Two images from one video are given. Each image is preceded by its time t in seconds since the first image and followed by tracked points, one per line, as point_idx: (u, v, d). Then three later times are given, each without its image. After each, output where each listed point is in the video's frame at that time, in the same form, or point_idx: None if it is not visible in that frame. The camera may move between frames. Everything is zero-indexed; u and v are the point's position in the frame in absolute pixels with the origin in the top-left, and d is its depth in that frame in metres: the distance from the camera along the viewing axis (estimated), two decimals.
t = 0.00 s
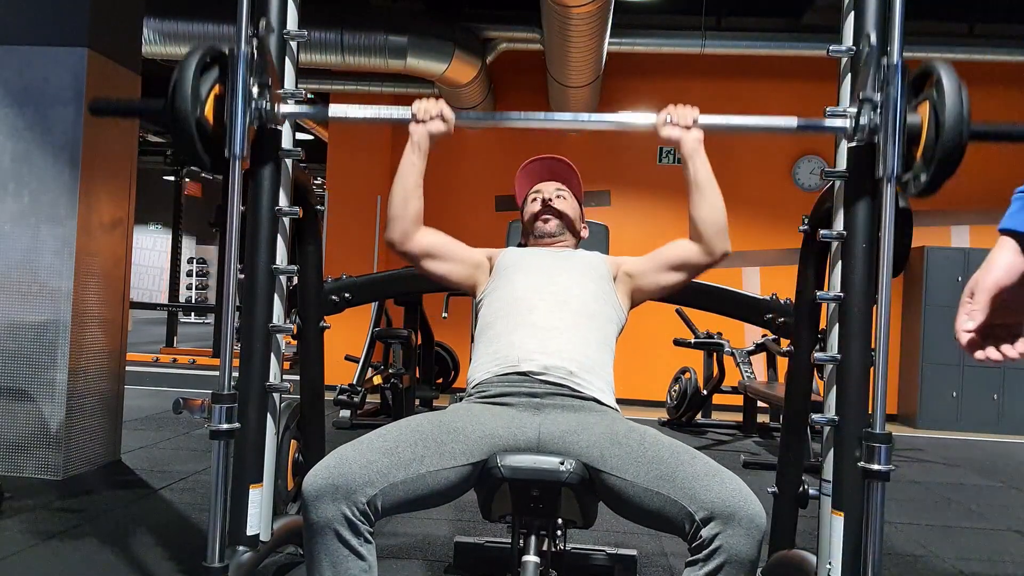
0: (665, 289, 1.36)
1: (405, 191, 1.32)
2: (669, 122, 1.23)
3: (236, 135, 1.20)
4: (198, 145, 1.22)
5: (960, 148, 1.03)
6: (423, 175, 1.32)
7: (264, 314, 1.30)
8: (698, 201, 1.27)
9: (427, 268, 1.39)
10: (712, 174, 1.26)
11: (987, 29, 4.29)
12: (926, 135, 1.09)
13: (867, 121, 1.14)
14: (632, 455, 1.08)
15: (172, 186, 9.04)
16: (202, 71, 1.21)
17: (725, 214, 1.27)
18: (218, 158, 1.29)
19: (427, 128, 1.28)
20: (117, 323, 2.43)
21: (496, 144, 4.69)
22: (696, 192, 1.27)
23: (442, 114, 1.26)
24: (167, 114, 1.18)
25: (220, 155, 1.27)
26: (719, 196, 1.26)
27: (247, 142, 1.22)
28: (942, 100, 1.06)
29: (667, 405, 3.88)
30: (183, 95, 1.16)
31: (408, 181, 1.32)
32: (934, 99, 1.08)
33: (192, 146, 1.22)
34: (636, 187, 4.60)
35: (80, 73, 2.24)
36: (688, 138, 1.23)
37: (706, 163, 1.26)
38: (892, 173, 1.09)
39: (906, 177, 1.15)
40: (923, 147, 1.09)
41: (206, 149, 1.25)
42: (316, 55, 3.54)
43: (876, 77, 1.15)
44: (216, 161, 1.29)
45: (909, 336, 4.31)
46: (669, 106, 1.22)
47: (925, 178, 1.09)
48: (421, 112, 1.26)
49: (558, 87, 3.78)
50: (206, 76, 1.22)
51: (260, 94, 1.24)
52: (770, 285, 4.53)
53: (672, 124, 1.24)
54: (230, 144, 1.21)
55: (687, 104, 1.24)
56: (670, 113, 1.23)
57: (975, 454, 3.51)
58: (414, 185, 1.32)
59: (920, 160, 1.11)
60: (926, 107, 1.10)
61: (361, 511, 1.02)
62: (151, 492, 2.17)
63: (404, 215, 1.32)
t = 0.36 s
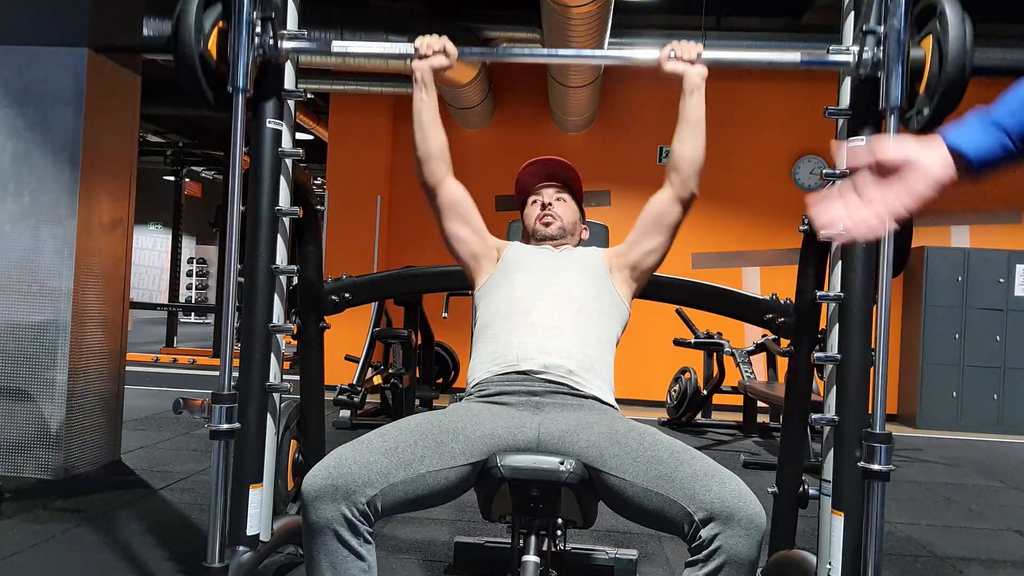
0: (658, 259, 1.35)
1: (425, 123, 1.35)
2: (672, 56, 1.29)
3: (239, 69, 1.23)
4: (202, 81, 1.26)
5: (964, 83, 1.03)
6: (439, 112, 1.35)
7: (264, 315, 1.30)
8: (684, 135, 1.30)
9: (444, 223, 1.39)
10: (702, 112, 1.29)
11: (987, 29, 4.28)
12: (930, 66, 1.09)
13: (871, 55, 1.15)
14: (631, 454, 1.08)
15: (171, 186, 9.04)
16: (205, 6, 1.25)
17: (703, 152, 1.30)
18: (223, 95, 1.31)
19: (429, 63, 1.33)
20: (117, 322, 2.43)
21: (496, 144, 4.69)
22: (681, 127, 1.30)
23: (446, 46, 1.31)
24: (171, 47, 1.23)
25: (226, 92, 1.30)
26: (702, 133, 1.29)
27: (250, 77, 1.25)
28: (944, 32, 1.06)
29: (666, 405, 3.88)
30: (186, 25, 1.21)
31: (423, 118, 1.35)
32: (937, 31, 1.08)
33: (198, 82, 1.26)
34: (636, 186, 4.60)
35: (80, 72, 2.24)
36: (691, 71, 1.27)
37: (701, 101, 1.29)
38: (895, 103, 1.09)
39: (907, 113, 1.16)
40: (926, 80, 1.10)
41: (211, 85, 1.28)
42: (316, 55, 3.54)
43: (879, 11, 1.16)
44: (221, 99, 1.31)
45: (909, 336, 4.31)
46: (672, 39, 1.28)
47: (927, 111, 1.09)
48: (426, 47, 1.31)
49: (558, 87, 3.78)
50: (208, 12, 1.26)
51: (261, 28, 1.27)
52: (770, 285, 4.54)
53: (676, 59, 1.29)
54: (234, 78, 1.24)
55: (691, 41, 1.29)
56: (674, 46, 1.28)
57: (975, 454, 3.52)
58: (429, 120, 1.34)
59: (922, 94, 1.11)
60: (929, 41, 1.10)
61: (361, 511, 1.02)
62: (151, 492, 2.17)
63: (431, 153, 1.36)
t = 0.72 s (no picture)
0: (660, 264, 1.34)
1: (418, 139, 1.36)
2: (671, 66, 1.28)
3: (240, 80, 1.23)
4: (202, 88, 1.26)
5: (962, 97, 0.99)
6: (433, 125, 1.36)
7: (264, 315, 1.30)
8: (686, 147, 1.30)
9: (432, 234, 1.39)
10: (702, 122, 1.29)
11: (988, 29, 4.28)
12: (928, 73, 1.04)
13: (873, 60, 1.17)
14: (630, 454, 1.08)
15: (171, 186, 9.05)
16: (205, 15, 1.25)
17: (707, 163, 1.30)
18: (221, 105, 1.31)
19: (431, 74, 1.33)
20: (117, 322, 2.43)
21: (496, 144, 4.70)
22: (683, 137, 1.30)
23: (444, 53, 1.30)
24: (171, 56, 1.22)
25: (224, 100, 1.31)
26: (704, 143, 1.29)
27: (249, 87, 1.25)
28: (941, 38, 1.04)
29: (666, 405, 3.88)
30: (186, 34, 1.21)
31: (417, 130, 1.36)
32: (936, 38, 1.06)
33: (199, 90, 1.27)
34: (636, 186, 4.60)
35: (80, 72, 2.24)
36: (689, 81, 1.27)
37: (700, 109, 1.29)
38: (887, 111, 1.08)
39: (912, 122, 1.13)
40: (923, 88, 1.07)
41: (211, 95, 1.29)
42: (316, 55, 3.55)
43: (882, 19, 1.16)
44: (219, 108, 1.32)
45: (909, 336, 4.31)
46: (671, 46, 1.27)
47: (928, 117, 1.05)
48: (425, 55, 1.31)
49: (558, 87, 3.78)
50: (207, 21, 1.25)
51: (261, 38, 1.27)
52: (770, 285, 4.53)
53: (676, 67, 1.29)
54: (233, 88, 1.24)
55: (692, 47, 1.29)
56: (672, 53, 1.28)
57: (975, 454, 3.51)
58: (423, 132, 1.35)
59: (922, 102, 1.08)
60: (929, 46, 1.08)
61: (359, 511, 1.02)
62: (151, 492, 2.17)
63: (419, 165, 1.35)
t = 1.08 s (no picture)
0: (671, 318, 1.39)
1: (399, 248, 1.33)
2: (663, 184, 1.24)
3: (235, 199, 1.20)
4: (195, 207, 1.22)
5: (957, 219, 1.02)
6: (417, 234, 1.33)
7: (264, 314, 1.30)
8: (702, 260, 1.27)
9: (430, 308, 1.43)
10: (710, 233, 1.27)
11: (989, 29, 4.27)
12: (924, 201, 1.08)
13: (862, 186, 1.13)
14: (631, 455, 1.08)
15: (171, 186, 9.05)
16: (199, 128, 1.20)
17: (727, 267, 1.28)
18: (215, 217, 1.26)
19: (424, 187, 1.28)
20: (117, 322, 2.43)
21: (496, 145, 4.69)
22: (699, 251, 1.27)
23: (439, 176, 1.26)
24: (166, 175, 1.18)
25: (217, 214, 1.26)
26: (721, 252, 1.27)
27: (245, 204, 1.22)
28: (936, 167, 1.05)
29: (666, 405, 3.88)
30: (180, 159, 1.16)
31: (403, 240, 1.33)
32: (930, 164, 1.07)
33: (188, 208, 1.21)
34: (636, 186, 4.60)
35: (80, 72, 2.24)
36: (685, 202, 1.24)
37: (705, 224, 1.25)
38: (890, 242, 1.06)
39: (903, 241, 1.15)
40: (920, 213, 1.09)
41: (203, 212, 1.25)
42: (316, 55, 3.54)
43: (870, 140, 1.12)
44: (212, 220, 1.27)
45: (909, 337, 4.31)
46: (664, 169, 1.22)
47: (923, 244, 1.08)
48: (420, 173, 1.27)
49: (558, 88, 3.78)
50: (200, 136, 1.20)
51: (257, 152, 1.25)
52: (770, 285, 4.54)
53: (668, 186, 1.24)
54: (229, 206, 1.20)
55: (684, 166, 1.23)
56: (665, 176, 1.23)
57: (975, 454, 3.51)
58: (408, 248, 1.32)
59: (916, 225, 1.10)
60: (923, 172, 1.09)
61: (360, 511, 1.02)
62: (151, 492, 2.17)
63: (399, 276, 1.34)
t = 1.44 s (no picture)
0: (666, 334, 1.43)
1: (401, 285, 1.34)
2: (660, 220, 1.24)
3: (235, 238, 1.20)
4: (193, 244, 1.19)
5: (956, 255, 0.99)
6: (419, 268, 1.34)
7: (264, 313, 1.30)
8: (698, 296, 1.30)
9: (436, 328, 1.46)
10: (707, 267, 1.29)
11: (989, 29, 4.26)
12: (922, 238, 1.06)
13: (863, 221, 1.13)
14: (631, 455, 1.08)
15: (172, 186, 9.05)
16: (197, 167, 1.19)
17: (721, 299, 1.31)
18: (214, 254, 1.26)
19: (422, 225, 1.28)
20: (117, 322, 2.43)
21: (496, 144, 4.69)
22: (695, 286, 1.29)
23: (435, 218, 1.25)
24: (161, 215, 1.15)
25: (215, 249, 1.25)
26: (716, 287, 1.30)
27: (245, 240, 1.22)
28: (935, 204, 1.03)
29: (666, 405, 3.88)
30: (178, 196, 1.13)
31: (405, 275, 1.34)
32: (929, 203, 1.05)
33: (188, 245, 1.19)
34: (636, 186, 4.60)
35: (80, 71, 2.24)
36: (683, 237, 1.24)
37: (702, 262, 1.27)
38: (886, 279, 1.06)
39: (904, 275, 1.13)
40: (919, 250, 1.07)
41: (201, 248, 1.23)
42: (316, 55, 3.54)
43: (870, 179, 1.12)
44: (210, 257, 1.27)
45: (909, 337, 4.31)
46: (664, 207, 1.22)
47: (920, 281, 1.06)
48: (416, 212, 1.26)
49: (558, 87, 3.78)
50: (198, 175, 1.19)
51: (254, 188, 1.24)
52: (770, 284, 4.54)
53: (666, 222, 1.24)
54: (228, 244, 1.20)
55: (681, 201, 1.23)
56: (663, 217, 1.23)
57: (975, 454, 3.51)
58: (411, 284, 1.34)
59: (915, 261, 1.09)
60: (921, 209, 1.07)
61: (360, 511, 1.02)
62: (151, 492, 2.17)
63: (404, 310, 1.37)
